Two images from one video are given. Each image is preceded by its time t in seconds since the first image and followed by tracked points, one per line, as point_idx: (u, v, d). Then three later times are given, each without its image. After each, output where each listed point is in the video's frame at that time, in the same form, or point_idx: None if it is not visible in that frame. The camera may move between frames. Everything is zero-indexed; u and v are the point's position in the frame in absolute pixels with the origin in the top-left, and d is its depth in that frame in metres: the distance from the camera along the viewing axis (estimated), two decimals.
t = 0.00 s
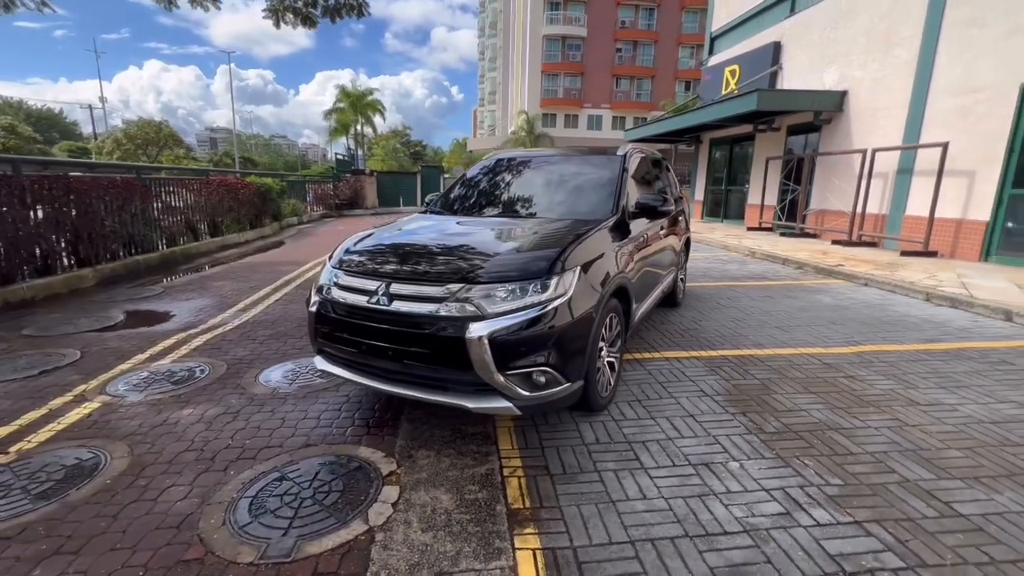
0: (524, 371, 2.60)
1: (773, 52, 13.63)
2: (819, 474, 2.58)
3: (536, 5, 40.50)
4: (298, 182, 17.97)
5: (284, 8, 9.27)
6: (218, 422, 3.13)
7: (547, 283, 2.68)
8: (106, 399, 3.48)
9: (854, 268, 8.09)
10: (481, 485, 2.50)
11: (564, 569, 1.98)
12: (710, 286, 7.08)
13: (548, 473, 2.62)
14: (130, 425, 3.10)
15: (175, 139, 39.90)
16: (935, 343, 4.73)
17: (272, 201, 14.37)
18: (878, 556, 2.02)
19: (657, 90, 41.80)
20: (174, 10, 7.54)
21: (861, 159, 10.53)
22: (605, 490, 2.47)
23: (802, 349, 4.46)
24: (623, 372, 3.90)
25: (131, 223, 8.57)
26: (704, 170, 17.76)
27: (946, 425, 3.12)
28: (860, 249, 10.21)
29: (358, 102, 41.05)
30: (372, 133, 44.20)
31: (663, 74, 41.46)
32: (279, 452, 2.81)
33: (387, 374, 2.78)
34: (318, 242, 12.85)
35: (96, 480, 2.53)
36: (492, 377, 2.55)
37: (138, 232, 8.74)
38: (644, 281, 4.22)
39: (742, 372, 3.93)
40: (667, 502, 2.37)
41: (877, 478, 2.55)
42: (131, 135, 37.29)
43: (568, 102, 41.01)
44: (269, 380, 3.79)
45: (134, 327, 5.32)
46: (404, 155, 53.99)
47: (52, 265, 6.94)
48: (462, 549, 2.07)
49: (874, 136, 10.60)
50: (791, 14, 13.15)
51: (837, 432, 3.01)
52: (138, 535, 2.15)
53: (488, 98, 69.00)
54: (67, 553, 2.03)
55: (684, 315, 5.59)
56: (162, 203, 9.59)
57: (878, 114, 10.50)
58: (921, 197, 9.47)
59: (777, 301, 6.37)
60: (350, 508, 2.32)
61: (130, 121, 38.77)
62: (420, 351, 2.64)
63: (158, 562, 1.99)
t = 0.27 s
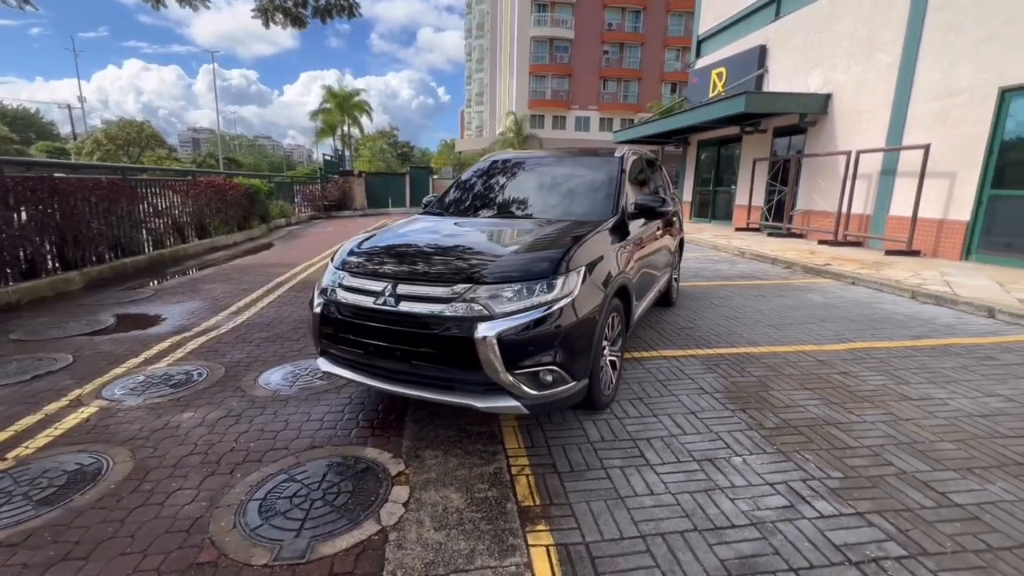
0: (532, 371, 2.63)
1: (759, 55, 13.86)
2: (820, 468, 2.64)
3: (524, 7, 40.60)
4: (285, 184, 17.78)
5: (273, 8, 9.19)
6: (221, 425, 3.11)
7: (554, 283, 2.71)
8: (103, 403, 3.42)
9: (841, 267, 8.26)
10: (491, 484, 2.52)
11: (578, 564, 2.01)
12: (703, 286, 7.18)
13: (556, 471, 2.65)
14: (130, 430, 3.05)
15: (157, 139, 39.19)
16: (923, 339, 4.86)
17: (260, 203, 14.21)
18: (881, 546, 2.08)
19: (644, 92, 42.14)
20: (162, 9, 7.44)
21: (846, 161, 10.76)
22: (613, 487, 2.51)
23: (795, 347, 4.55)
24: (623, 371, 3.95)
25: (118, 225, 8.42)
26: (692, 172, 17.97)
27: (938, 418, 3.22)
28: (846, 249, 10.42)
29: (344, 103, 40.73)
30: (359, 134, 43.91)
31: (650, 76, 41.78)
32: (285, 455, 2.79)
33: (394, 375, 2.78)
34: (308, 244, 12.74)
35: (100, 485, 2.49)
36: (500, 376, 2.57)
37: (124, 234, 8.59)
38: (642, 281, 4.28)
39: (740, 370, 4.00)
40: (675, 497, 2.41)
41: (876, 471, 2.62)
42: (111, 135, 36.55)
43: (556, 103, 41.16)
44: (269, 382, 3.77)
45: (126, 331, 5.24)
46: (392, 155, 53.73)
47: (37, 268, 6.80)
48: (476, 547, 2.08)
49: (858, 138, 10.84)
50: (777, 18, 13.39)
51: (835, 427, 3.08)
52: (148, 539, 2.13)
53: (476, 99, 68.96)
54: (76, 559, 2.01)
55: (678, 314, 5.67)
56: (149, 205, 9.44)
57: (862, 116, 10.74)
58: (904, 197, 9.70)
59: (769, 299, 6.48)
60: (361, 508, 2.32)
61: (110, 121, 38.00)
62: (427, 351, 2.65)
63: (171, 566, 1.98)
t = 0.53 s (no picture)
0: (542, 371, 2.63)
1: (747, 58, 14.05)
2: (826, 464, 2.68)
3: (511, 9, 40.65)
4: (273, 185, 17.57)
5: (262, 7, 9.08)
6: (223, 429, 3.05)
7: (563, 283, 2.71)
8: (98, 409, 3.34)
9: (830, 267, 8.40)
10: (502, 486, 2.50)
11: (595, 564, 2.01)
12: (697, 286, 7.25)
13: (566, 471, 2.65)
14: (128, 436, 2.98)
15: (138, 140, 38.45)
16: (915, 337, 4.96)
17: (247, 204, 14.02)
18: (892, 540, 2.11)
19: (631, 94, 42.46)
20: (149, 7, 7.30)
21: (833, 163, 10.95)
22: (625, 486, 2.51)
23: (792, 345, 4.61)
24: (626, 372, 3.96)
25: (103, 227, 8.24)
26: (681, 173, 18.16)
27: (936, 414, 3.28)
28: (834, 249, 10.60)
29: (331, 103, 40.39)
30: (346, 135, 43.58)
31: (637, 79, 42.04)
32: (290, 459, 2.75)
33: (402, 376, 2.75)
34: (297, 245, 12.60)
35: (101, 493, 2.43)
36: (511, 377, 2.56)
37: (110, 237, 8.41)
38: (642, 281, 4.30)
39: (740, 368, 4.04)
40: (686, 496, 2.43)
41: (880, 467, 2.66)
42: (91, 135, 35.79)
43: (544, 105, 41.28)
44: (269, 386, 3.71)
45: (116, 335, 5.12)
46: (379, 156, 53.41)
47: (21, 271, 6.63)
48: (493, 549, 2.07)
49: (843, 140, 11.04)
50: (764, 22, 13.59)
51: (837, 424, 3.13)
52: (154, 548, 2.07)
53: (463, 101, 68.84)
54: (82, 570, 1.95)
55: (675, 314, 5.71)
56: (135, 206, 9.25)
57: (847, 119, 10.94)
58: (889, 198, 9.90)
59: (762, 299, 6.56)
60: (372, 512, 2.29)
61: (90, 121, 37.20)
62: (436, 352, 2.63)
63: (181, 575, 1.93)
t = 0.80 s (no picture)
0: (556, 375, 2.61)
1: (735, 62, 14.23)
2: (837, 465, 2.70)
3: (499, 11, 40.67)
4: (260, 187, 17.33)
5: (252, 7, 8.94)
6: (226, 437, 2.98)
7: (575, 286, 2.69)
8: (95, 418, 3.24)
9: (821, 268, 8.53)
10: (518, 491, 2.48)
11: (618, 570, 2.00)
12: (692, 287, 7.30)
13: (580, 475, 2.63)
14: (128, 445, 2.90)
15: (119, 140, 37.68)
16: (909, 337, 5.05)
17: (235, 207, 13.79)
18: (909, 539, 2.13)
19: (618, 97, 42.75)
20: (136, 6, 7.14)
21: (820, 165, 11.13)
22: (640, 490, 2.51)
23: (792, 346, 4.66)
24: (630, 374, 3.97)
25: (88, 230, 8.04)
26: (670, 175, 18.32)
27: (937, 413, 3.33)
28: (822, 250, 10.77)
29: (318, 104, 39.99)
30: (333, 137, 43.22)
31: (624, 82, 42.29)
32: (299, 467, 2.69)
33: (413, 382, 2.71)
34: (287, 248, 12.43)
35: (104, 506, 2.35)
36: (525, 381, 2.54)
37: (95, 240, 8.21)
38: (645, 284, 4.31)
39: (743, 369, 4.07)
40: (702, 499, 2.43)
41: (889, 466, 2.70)
42: (69, 136, 34.98)
43: (532, 107, 41.37)
44: (271, 392, 3.65)
45: (107, 341, 4.99)
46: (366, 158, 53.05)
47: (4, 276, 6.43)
48: (514, 556, 2.04)
49: (830, 143, 11.24)
50: (751, 26, 13.78)
51: (843, 424, 3.16)
52: (165, 562, 2.01)
53: (450, 103, 68.68)
54: None
55: (674, 315, 5.75)
56: (121, 208, 9.05)
57: (834, 122, 11.14)
58: (876, 200, 10.10)
59: (757, 300, 6.63)
60: (388, 520, 2.25)
61: (68, 121, 36.36)
62: (449, 357, 2.60)
63: None
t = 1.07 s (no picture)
0: (568, 379, 2.60)
1: (722, 66, 14.43)
2: (843, 464, 2.74)
3: (486, 13, 40.70)
4: (247, 189, 17.07)
5: (240, 7, 8.82)
6: (230, 445, 2.92)
7: (586, 290, 2.70)
8: (91, 428, 3.15)
9: (811, 269, 8.67)
10: (531, 496, 2.47)
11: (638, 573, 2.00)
12: (686, 289, 7.36)
13: (591, 479, 2.63)
14: (128, 455, 2.82)
15: (97, 141, 36.83)
16: (900, 337, 5.15)
17: (221, 209, 13.57)
18: (920, 537, 2.16)
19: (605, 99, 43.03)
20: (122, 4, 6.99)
21: (807, 168, 11.32)
22: (653, 492, 2.51)
23: (789, 347, 4.73)
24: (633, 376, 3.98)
25: (72, 233, 7.85)
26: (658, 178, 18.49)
27: (936, 412, 3.40)
28: (810, 252, 10.95)
29: (303, 105, 39.58)
30: (319, 138, 42.79)
31: (611, 84, 42.62)
32: (307, 475, 2.65)
33: (422, 387, 2.68)
34: (275, 251, 12.26)
35: (107, 518, 2.29)
36: (538, 385, 2.53)
37: (78, 243, 8.01)
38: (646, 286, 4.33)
39: (743, 370, 4.11)
40: (715, 500, 2.44)
41: (894, 465, 2.74)
42: (46, 136, 34.12)
43: (520, 110, 41.44)
44: (272, 399, 3.58)
45: (96, 347, 4.86)
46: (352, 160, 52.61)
47: None
48: (534, 562, 2.03)
49: (817, 146, 11.45)
50: (738, 31, 13.99)
51: (845, 424, 3.21)
52: None
53: (437, 105, 68.49)
54: None
55: (670, 317, 5.79)
56: (106, 211, 8.84)
57: (820, 126, 11.35)
58: (862, 202, 10.30)
59: (751, 301, 6.72)
60: (403, 528, 2.22)
61: (44, 122, 35.45)
62: (460, 362, 2.58)
63: None
